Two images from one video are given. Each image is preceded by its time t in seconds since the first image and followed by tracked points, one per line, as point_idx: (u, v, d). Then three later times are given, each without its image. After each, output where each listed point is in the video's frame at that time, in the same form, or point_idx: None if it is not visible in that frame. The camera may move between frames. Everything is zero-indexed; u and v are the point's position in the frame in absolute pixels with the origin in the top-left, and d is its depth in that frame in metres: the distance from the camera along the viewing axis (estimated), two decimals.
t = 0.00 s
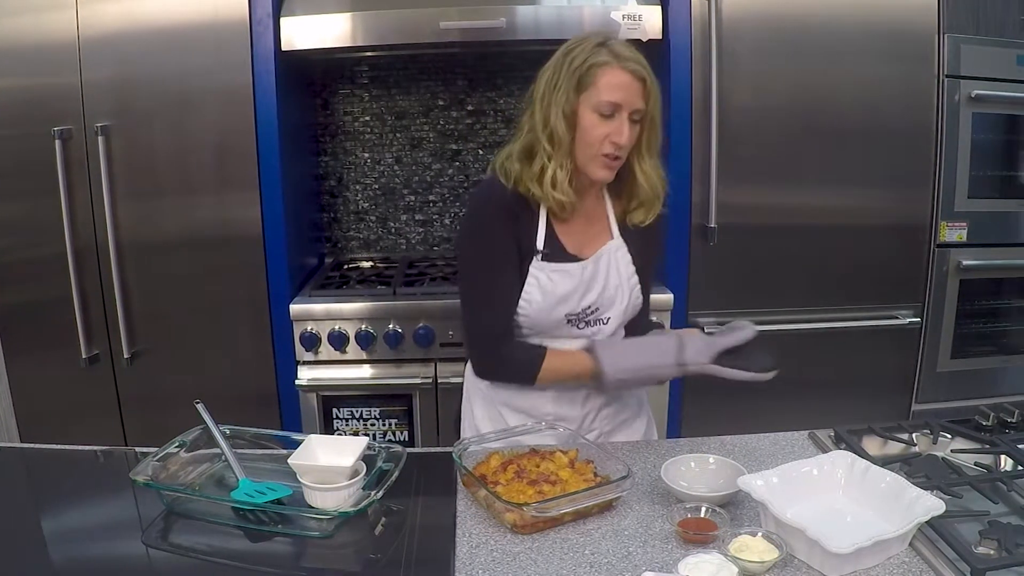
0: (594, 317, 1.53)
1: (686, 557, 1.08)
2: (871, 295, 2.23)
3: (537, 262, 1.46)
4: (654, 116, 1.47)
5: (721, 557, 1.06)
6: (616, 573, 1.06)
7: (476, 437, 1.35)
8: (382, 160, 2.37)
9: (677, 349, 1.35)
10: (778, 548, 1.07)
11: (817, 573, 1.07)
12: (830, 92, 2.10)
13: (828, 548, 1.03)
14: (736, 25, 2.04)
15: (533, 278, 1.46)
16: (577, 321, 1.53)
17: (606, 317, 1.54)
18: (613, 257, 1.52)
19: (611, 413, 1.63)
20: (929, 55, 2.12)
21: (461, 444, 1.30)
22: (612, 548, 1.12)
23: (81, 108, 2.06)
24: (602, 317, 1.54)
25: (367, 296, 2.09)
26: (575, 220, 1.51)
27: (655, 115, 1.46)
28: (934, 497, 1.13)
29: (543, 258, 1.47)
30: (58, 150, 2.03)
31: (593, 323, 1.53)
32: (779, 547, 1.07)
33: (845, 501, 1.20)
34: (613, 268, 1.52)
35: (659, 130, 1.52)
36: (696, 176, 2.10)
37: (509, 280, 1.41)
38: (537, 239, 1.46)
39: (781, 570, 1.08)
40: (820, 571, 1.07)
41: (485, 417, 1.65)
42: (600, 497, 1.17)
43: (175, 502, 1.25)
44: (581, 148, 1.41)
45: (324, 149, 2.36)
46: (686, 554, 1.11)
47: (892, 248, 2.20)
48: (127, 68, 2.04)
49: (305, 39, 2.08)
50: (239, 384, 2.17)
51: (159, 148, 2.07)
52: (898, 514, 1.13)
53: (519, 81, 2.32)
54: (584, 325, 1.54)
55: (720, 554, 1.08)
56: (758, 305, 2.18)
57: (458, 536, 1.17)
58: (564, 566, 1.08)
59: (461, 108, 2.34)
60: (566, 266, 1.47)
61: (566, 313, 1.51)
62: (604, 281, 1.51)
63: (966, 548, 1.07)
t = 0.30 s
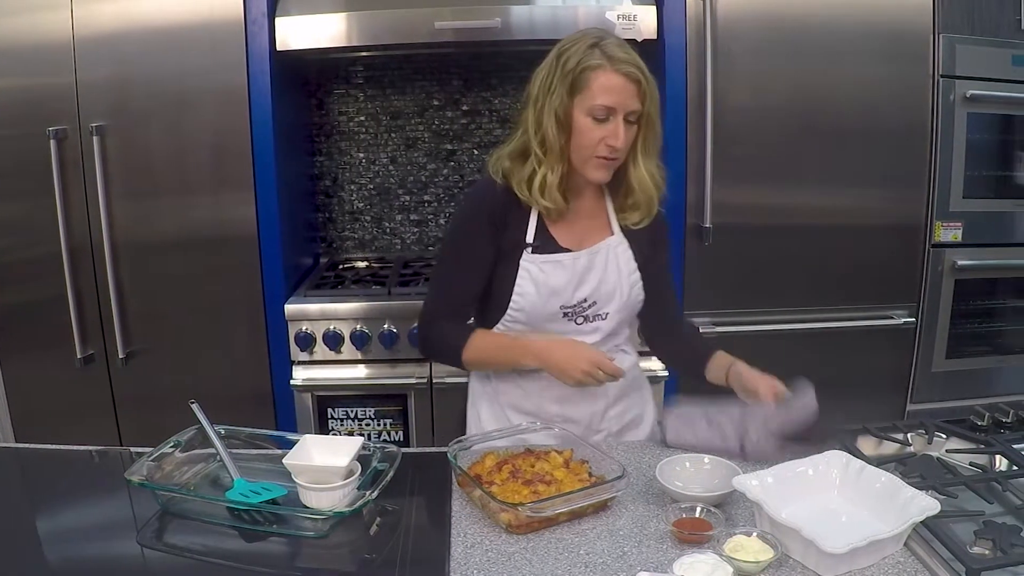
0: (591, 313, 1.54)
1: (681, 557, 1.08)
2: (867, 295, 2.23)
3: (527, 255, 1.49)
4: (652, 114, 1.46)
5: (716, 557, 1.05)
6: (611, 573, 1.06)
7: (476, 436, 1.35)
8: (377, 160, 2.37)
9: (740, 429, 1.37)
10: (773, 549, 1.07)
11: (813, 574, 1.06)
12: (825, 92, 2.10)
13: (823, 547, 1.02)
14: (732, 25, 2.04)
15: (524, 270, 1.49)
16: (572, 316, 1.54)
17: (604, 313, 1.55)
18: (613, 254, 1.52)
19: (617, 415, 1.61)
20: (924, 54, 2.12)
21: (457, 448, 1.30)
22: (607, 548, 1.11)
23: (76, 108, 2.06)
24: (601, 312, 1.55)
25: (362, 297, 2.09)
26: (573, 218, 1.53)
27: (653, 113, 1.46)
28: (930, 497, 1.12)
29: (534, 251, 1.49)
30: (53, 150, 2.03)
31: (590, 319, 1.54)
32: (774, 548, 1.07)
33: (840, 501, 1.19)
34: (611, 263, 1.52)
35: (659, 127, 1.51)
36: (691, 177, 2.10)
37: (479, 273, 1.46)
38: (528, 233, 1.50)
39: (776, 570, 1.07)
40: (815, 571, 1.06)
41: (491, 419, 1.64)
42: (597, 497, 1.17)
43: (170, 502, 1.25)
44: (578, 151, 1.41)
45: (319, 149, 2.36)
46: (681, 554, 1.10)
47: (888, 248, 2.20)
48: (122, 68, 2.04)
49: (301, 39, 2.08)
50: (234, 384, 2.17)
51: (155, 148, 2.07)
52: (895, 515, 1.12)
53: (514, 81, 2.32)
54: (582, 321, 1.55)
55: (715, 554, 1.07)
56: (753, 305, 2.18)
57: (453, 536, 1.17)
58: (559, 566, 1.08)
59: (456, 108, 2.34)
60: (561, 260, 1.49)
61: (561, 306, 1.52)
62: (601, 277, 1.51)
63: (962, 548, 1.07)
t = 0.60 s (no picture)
0: (617, 316, 1.52)
1: (676, 557, 1.07)
2: (862, 295, 2.23)
3: (553, 256, 1.48)
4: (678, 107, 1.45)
5: (712, 557, 1.04)
6: (606, 573, 1.06)
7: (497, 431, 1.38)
8: (372, 160, 2.37)
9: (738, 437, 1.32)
10: (768, 548, 1.06)
11: (808, 574, 1.06)
12: (820, 92, 2.10)
13: (818, 548, 1.02)
14: (727, 25, 2.04)
15: (549, 271, 1.49)
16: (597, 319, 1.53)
17: (631, 316, 1.53)
18: (643, 256, 1.50)
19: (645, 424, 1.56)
20: (919, 55, 2.12)
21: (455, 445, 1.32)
22: (602, 548, 1.11)
23: (71, 108, 2.06)
24: (628, 315, 1.53)
25: (357, 297, 2.09)
26: (605, 217, 1.53)
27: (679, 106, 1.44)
28: (925, 498, 1.11)
29: (560, 252, 1.49)
30: (48, 150, 2.03)
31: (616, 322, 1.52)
32: (768, 547, 1.06)
33: (835, 501, 1.17)
34: (638, 265, 1.50)
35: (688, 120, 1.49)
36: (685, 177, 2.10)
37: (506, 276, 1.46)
38: (554, 233, 1.49)
39: (770, 570, 1.06)
40: (811, 572, 1.06)
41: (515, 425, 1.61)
42: (592, 497, 1.17)
43: (164, 502, 1.24)
44: (601, 148, 1.42)
45: (314, 149, 2.36)
46: (676, 554, 1.10)
47: (883, 248, 2.20)
48: (118, 68, 2.04)
49: (296, 39, 2.08)
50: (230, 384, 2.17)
51: (150, 148, 2.07)
52: (890, 514, 1.10)
53: (508, 81, 2.33)
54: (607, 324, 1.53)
55: (710, 553, 1.06)
56: (748, 305, 2.19)
57: (447, 536, 1.17)
58: (554, 566, 1.07)
59: (451, 108, 2.34)
60: (585, 260, 1.48)
61: (585, 308, 1.51)
62: (628, 279, 1.50)
63: (957, 549, 1.06)
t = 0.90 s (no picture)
0: (644, 325, 1.49)
1: (671, 557, 1.07)
2: (857, 295, 2.23)
3: (586, 263, 1.43)
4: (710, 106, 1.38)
5: (706, 557, 1.04)
6: (601, 573, 1.05)
7: (510, 428, 1.38)
8: (367, 160, 2.37)
9: (743, 445, 1.31)
10: (762, 548, 1.06)
11: (803, 574, 1.05)
12: (815, 92, 2.10)
13: (813, 548, 1.01)
14: (721, 25, 2.04)
15: (581, 279, 1.44)
16: (624, 328, 1.49)
17: (657, 325, 1.50)
18: (672, 264, 1.46)
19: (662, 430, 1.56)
20: (913, 54, 2.12)
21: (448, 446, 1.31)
22: (597, 548, 1.11)
23: (67, 108, 2.06)
24: (654, 324, 1.50)
25: (352, 296, 2.09)
26: (634, 219, 1.49)
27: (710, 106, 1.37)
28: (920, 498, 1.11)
29: (591, 260, 1.44)
30: (44, 149, 2.03)
31: (642, 330, 1.50)
32: (763, 547, 1.06)
33: (830, 501, 1.17)
34: (666, 274, 1.46)
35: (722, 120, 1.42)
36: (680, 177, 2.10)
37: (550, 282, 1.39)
38: (589, 240, 1.44)
39: (766, 570, 1.06)
40: (806, 572, 1.05)
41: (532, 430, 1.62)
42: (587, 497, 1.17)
43: (160, 502, 1.24)
44: (625, 146, 1.37)
45: (309, 149, 2.36)
46: (671, 554, 1.10)
47: (878, 248, 2.20)
48: (113, 68, 2.04)
49: (291, 39, 2.08)
50: (225, 384, 2.17)
51: (146, 148, 2.07)
52: (885, 515, 1.10)
53: (503, 81, 2.33)
54: (633, 332, 1.50)
55: (705, 554, 1.06)
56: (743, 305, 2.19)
57: (442, 537, 1.16)
58: (549, 566, 1.07)
59: (446, 108, 2.35)
60: (615, 270, 1.43)
61: (614, 318, 1.47)
62: (656, 290, 1.46)
63: (953, 548, 1.06)
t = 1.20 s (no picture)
0: (652, 330, 1.48)
1: (666, 557, 1.07)
2: (852, 295, 2.23)
3: (592, 267, 1.42)
4: (717, 107, 1.35)
5: (702, 557, 1.04)
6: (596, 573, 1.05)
7: (512, 428, 1.37)
8: (362, 160, 2.37)
9: (738, 444, 1.31)
10: (757, 548, 1.06)
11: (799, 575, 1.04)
12: (809, 92, 2.10)
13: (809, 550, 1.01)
14: (716, 25, 2.04)
15: (588, 282, 1.42)
16: (631, 332, 1.47)
17: (664, 329, 1.48)
18: (681, 267, 1.44)
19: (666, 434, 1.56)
20: (908, 54, 2.12)
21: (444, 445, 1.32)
22: (592, 548, 1.10)
23: (61, 108, 2.05)
24: (661, 329, 1.48)
25: (346, 296, 2.09)
26: (641, 222, 1.47)
27: (718, 106, 1.35)
28: (916, 499, 1.09)
29: (598, 263, 1.42)
30: (38, 149, 2.02)
31: (649, 335, 1.48)
32: (758, 547, 1.06)
33: (827, 503, 1.15)
34: (676, 280, 1.44)
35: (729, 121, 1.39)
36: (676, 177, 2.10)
37: (554, 287, 1.38)
38: (596, 244, 1.42)
39: (760, 570, 1.05)
40: (802, 572, 1.04)
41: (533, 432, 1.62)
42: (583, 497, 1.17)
43: (154, 502, 1.24)
44: (632, 149, 1.34)
45: (304, 149, 2.36)
46: (665, 554, 1.09)
47: (873, 248, 2.20)
48: (108, 68, 2.04)
49: (286, 39, 2.07)
50: (221, 384, 2.17)
51: (141, 148, 2.07)
52: (880, 517, 1.09)
53: (498, 80, 2.33)
54: (640, 337, 1.49)
55: (700, 554, 1.06)
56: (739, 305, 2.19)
57: (437, 537, 1.16)
58: (544, 566, 1.07)
59: (441, 108, 2.35)
60: (622, 274, 1.41)
61: (621, 323, 1.45)
62: (664, 295, 1.44)
63: (947, 548, 1.06)
